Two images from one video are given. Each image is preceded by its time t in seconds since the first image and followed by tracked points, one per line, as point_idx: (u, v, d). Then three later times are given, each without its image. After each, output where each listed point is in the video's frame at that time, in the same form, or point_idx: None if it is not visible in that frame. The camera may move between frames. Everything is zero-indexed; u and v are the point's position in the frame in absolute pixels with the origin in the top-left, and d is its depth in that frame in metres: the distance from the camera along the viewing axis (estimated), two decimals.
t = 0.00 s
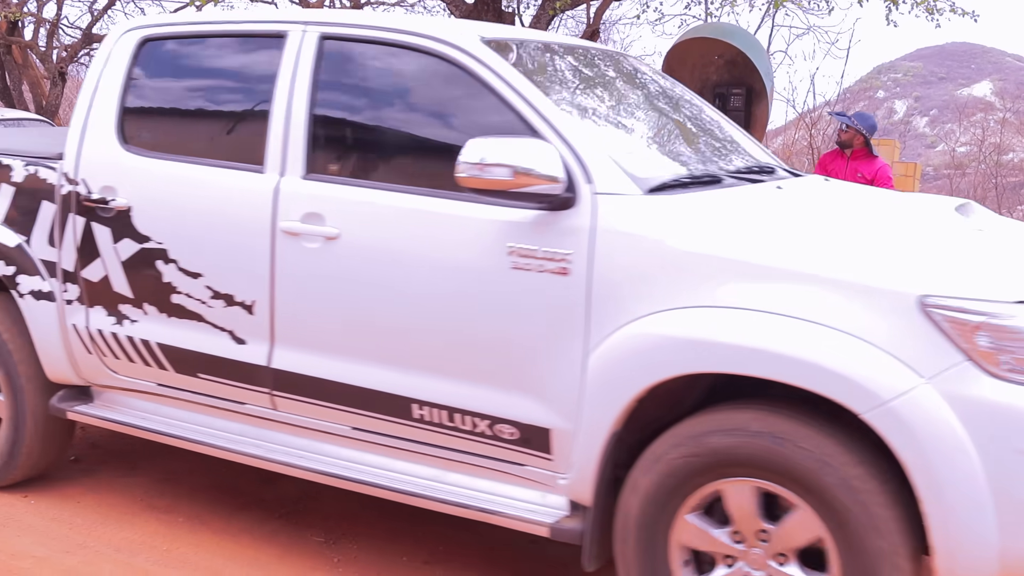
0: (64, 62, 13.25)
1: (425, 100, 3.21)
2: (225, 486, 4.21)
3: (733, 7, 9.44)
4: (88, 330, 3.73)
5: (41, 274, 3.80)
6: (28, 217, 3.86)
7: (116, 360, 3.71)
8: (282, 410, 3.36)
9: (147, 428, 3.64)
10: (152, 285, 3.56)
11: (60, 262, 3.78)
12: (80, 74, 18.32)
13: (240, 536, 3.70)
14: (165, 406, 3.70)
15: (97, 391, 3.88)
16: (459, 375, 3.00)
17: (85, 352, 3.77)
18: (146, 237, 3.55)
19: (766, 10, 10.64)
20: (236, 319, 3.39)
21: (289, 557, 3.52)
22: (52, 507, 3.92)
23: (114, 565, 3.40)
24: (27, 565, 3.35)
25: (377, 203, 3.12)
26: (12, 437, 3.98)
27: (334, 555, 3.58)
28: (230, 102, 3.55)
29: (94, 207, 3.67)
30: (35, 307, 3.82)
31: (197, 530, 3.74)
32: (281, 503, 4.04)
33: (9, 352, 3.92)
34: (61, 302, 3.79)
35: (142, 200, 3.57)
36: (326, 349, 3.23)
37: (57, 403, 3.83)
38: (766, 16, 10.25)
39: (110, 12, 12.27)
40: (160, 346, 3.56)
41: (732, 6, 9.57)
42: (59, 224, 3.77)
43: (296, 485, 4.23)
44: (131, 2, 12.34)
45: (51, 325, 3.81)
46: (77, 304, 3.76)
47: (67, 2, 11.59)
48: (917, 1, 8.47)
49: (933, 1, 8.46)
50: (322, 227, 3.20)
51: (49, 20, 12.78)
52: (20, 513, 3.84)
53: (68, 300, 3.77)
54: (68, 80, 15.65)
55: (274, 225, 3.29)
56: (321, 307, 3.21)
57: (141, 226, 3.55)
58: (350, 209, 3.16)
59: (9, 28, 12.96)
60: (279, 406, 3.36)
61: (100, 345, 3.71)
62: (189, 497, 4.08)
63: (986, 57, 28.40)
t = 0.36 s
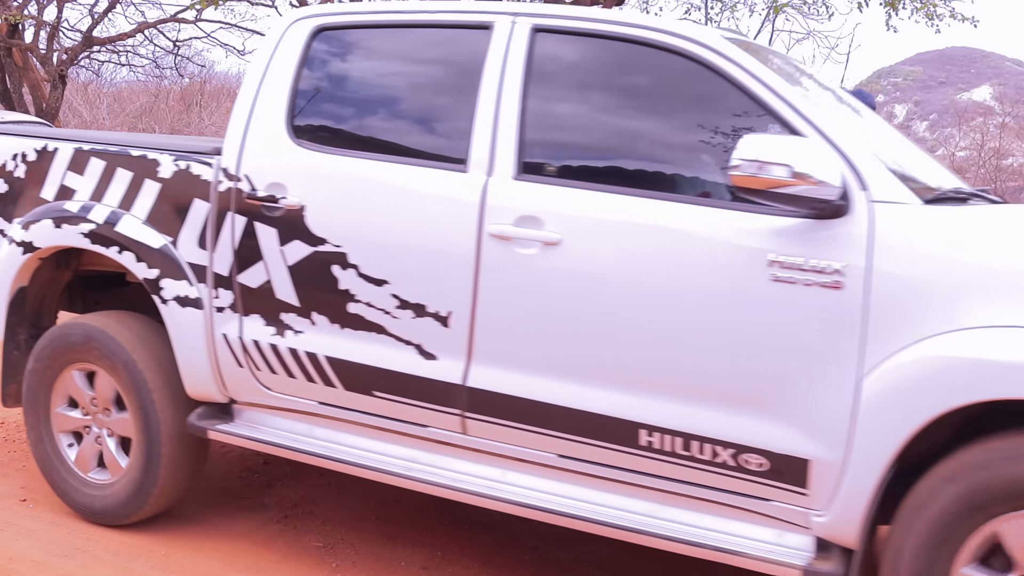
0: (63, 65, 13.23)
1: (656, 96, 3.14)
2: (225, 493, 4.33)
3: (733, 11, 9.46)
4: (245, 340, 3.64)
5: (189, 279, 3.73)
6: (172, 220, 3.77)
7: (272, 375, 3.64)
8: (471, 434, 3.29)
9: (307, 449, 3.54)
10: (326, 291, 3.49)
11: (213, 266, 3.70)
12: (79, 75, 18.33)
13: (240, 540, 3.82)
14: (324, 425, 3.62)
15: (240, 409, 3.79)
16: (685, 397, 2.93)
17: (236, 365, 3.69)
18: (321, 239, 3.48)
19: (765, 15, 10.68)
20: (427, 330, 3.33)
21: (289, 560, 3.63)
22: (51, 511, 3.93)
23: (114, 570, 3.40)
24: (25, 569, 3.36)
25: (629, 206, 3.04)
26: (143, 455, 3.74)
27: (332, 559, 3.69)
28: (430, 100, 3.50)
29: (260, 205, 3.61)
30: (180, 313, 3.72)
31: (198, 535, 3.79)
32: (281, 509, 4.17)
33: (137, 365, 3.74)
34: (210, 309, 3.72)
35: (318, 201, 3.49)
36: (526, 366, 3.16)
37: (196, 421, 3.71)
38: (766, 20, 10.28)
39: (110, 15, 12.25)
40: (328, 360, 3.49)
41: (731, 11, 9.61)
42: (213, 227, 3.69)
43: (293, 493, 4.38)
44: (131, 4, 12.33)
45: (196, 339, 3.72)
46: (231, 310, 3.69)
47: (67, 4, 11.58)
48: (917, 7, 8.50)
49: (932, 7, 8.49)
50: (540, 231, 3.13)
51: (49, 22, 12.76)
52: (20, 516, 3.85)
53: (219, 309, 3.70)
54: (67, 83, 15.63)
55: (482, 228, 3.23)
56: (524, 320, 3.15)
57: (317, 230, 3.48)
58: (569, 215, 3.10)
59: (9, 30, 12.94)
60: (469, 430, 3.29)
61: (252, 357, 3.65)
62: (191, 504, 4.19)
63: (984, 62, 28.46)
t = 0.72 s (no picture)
0: (61, 66, 13.24)
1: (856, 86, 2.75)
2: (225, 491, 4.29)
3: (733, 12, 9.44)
4: (435, 365, 3.11)
5: (366, 297, 3.20)
6: (344, 230, 3.26)
7: (464, 405, 3.10)
8: (710, 473, 2.79)
9: (502, 487, 3.00)
10: (533, 310, 2.96)
11: (395, 283, 3.18)
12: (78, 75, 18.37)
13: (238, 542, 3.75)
14: (514, 460, 3.09)
15: (415, 444, 3.27)
16: (958, 430, 2.52)
17: (420, 394, 3.16)
18: (531, 254, 2.95)
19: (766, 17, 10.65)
20: (660, 357, 2.82)
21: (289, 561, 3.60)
22: (49, 511, 3.94)
23: (113, 572, 3.40)
24: (25, 570, 3.37)
25: (671, 194, 2.82)
26: (302, 505, 3.23)
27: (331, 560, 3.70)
28: (540, 109, 3.14)
29: (457, 215, 3.07)
30: (354, 335, 3.21)
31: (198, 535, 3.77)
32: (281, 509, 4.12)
33: (301, 403, 3.23)
34: (391, 331, 3.19)
35: (528, 211, 2.97)
36: (781, 395, 2.69)
37: (370, 455, 3.18)
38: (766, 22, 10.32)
39: (108, 16, 12.25)
40: (536, 388, 2.96)
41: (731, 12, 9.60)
42: (398, 242, 3.16)
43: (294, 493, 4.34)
44: (130, 5, 12.33)
45: (373, 365, 3.20)
46: (417, 333, 3.15)
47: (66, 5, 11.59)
48: (916, 7, 8.51)
49: (932, 7, 8.50)
50: (800, 248, 2.65)
51: (48, 23, 12.76)
52: (19, 516, 3.86)
53: (402, 330, 3.17)
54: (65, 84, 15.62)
55: (728, 242, 2.73)
56: (771, 349, 2.68)
57: (523, 243, 2.96)
58: (609, 205, 2.87)
59: (7, 31, 12.95)
60: (705, 468, 2.78)
61: (441, 385, 3.12)
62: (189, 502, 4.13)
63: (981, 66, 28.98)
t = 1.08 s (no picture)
0: (61, 67, 13.24)
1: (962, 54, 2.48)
2: (226, 491, 4.26)
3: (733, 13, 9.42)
4: (662, 397, 2.69)
5: (575, 321, 2.79)
6: (548, 245, 2.84)
7: (695, 442, 2.67)
8: (998, 519, 2.34)
9: (734, 530, 2.56)
10: (784, 335, 2.54)
11: (610, 304, 2.75)
12: (78, 76, 18.42)
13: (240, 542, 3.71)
14: (745, 501, 2.65)
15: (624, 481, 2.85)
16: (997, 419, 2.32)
17: (643, 428, 2.73)
18: (782, 272, 2.52)
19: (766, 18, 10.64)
20: (940, 387, 2.38)
21: (288, 561, 3.54)
22: (51, 511, 3.95)
23: (113, 572, 3.40)
24: (25, 571, 3.37)
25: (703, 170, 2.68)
26: (502, 556, 2.83)
27: (333, 559, 3.59)
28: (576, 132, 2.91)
29: (689, 229, 2.64)
30: (563, 363, 2.79)
31: (199, 535, 3.76)
32: (282, 510, 4.07)
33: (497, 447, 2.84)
34: (607, 358, 2.76)
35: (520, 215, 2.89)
36: None
37: (581, 497, 2.81)
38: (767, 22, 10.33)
39: (108, 16, 12.26)
40: (787, 423, 2.53)
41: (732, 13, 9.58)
42: (615, 261, 2.74)
43: (295, 494, 4.25)
44: (130, 6, 12.34)
45: (588, 400, 2.78)
46: (638, 360, 2.73)
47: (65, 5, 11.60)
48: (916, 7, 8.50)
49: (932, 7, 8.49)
50: None
51: (47, 24, 12.76)
52: (20, 516, 3.87)
53: (620, 357, 2.75)
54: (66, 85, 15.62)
55: None
56: None
57: (772, 259, 2.53)
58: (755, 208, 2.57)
59: (7, 32, 12.95)
60: (991, 512, 2.34)
61: (667, 417, 2.69)
62: (191, 503, 4.11)
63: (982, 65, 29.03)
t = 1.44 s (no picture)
0: (60, 65, 13.23)
1: None
2: (224, 489, 4.25)
3: (732, 11, 9.43)
4: (915, 435, 2.44)
5: (813, 350, 2.52)
6: (780, 267, 2.56)
7: (953, 485, 2.41)
8: None
9: None
10: None
11: (852, 332, 2.50)
12: (77, 74, 18.44)
13: (239, 539, 3.72)
14: (997, 548, 2.39)
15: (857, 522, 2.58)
16: None
17: (890, 470, 2.48)
18: None
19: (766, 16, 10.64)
20: None
21: (288, 560, 3.53)
22: (50, 508, 3.95)
23: (112, 571, 3.40)
24: (24, 569, 3.37)
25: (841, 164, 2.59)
26: None
27: (331, 558, 3.58)
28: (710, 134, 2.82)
29: (948, 252, 2.40)
30: (800, 396, 2.52)
31: (198, 533, 3.76)
32: (281, 508, 4.07)
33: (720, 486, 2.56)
34: (848, 391, 2.51)
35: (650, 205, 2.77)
36: None
37: (814, 545, 2.55)
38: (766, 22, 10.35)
39: (107, 14, 12.24)
40: None
41: (730, 12, 9.58)
42: (859, 282, 2.48)
43: (294, 492, 4.25)
44: (129, 4, 12.33)
45: (825, 436, 2.51)
46: (886, 395, 2.48)
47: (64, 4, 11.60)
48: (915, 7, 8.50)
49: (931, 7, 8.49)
50: None
51: (47, 22, 12.74)
52: (19, 514, 3.88)
53: (866, 390, 2.49)
54: (64, 83, 15.61)
55: None
56: None
57: None
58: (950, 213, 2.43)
59: (6, 30, 12.94)
60: None
61: (922, 458, 2.44)
62: (190, 501, 4.11)
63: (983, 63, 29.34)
